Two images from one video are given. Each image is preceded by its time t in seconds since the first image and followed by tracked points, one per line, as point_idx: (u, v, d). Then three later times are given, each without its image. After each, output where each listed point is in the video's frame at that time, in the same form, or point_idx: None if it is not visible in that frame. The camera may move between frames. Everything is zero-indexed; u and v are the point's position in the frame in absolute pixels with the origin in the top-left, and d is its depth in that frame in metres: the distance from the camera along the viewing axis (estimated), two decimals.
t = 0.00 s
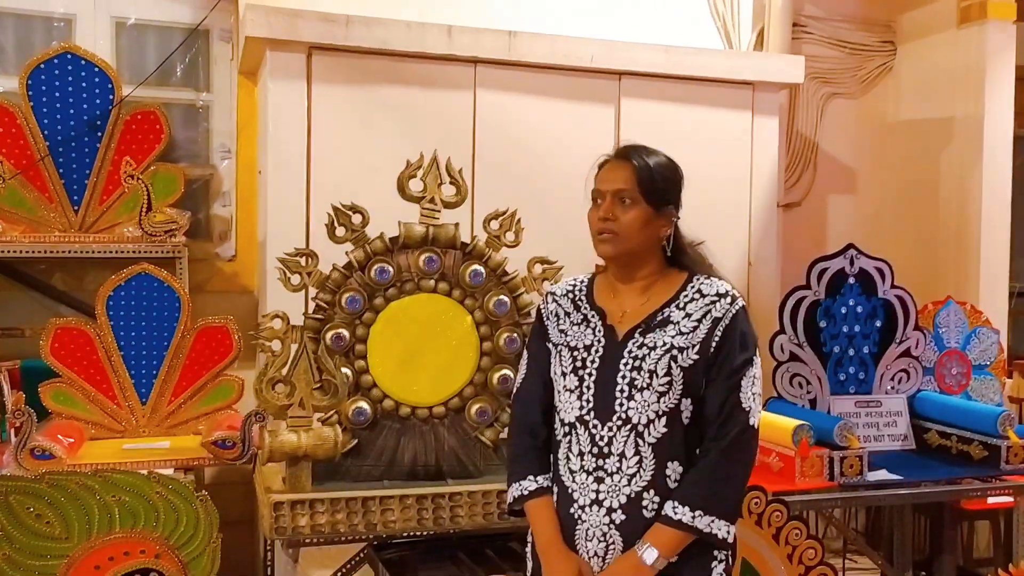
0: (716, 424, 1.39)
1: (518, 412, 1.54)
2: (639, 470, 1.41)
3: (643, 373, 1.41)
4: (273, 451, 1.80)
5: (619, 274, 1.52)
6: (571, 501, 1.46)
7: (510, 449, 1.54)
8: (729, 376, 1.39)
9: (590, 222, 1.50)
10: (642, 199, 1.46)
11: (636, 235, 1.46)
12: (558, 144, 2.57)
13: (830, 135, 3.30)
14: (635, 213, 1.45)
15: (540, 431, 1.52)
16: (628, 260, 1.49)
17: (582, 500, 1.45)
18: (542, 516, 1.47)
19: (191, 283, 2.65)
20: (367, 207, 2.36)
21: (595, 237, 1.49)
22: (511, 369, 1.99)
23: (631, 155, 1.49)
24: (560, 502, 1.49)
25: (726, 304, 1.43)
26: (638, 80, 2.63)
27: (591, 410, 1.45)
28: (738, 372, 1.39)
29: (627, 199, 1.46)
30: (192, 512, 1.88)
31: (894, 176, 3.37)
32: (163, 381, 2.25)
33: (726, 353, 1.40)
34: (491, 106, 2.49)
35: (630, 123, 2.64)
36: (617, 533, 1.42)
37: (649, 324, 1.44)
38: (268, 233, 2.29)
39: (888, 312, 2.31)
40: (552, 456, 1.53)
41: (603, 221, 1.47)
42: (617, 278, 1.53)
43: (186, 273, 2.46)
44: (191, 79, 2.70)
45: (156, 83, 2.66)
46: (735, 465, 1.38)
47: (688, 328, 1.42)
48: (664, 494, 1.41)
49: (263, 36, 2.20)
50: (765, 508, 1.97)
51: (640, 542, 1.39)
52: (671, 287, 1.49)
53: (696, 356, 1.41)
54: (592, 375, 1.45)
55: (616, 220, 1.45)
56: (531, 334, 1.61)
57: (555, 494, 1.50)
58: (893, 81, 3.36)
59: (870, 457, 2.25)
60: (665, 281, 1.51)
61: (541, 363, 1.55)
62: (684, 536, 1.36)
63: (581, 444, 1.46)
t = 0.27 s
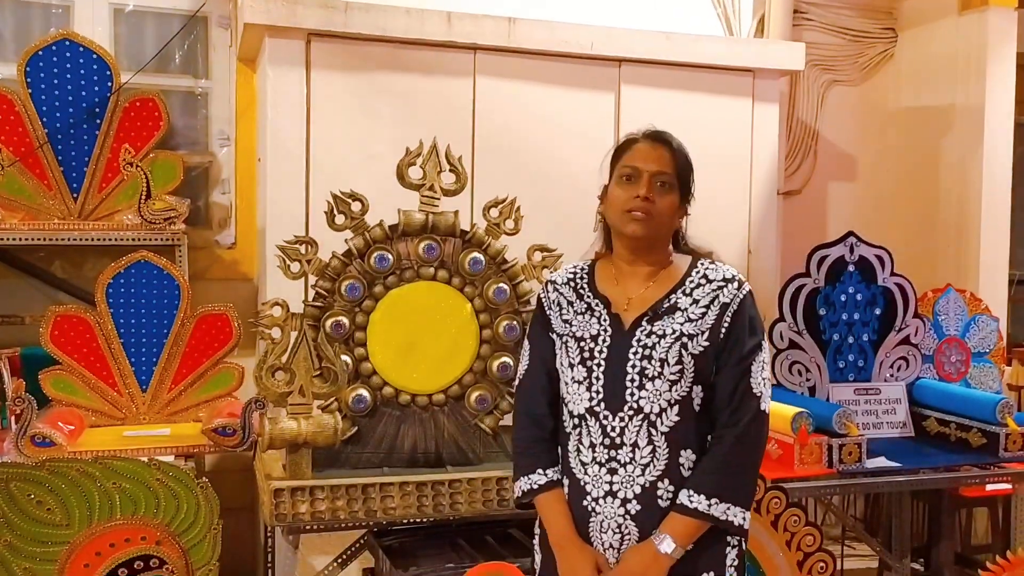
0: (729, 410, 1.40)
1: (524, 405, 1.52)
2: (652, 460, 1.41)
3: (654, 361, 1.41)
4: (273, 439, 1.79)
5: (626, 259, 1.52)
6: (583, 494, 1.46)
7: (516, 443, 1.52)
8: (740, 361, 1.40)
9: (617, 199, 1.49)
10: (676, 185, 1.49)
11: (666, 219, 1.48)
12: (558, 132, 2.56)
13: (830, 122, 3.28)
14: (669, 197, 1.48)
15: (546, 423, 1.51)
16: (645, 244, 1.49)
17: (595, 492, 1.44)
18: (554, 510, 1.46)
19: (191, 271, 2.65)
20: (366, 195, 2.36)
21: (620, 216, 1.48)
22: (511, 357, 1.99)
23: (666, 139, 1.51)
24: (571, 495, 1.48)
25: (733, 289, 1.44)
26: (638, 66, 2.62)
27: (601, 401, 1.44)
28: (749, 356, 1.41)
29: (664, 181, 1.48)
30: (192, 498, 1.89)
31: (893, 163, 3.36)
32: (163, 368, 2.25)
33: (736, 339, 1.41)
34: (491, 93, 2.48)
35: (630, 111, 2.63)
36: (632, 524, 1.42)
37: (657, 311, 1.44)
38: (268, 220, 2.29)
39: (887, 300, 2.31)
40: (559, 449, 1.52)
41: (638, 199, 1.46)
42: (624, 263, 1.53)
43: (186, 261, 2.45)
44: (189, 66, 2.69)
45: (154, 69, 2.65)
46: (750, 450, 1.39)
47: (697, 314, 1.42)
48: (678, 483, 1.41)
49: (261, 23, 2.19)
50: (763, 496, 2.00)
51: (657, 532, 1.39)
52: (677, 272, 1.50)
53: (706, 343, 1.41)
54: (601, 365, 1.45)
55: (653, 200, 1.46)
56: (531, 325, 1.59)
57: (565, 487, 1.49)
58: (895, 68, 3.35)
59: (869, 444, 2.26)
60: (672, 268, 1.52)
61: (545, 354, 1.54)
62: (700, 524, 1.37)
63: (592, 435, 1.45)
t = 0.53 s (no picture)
0: (751, 408, 1.42)
1: (537, 404, 1.47)
2: (676, 459, 1.40)
3: (679, 360, 1.40)
4: (274, 434, 1.80)
5: (640, 250, 1.51)
6: (603, 494, 1.43)
7: (528, 443, 1.47)
8: (761, 360, 1.43)
9: (633, 189, 1.49)
10: (693, 179, 1.49)
11: (681, 210, 1.48)
12: (559, 128, 2.56)
13: (831, 118, 3.28)
14: (686, 190, 1.48)
15: (560, 422, 1.47)
16: (660, 237, 1.49)
17: (617, 493, 1.42)
18: (574, 512, 1.42)
19: (191, 267, 2.65)
20: (367, 190, 2.36)
21: (635, 206, 1.48)
22: (511, 353, 1.99)
23: (684, 132, 1.52)
24: (587, 496, 1.45)
25: (750, 288, 1.46)
26: (639, 62, 2.61)
27: (623, 399, 1.42)
28: (767, 354, 1.44)
29: (680, 173, 1.48)
30: (193, 494, 1.89)
31: (895, 160, 3.35)
32: (163, 364, 2.26)
33: (756, 337, 1.43)
34: (492, 89, 2.48)
35: (630, 107, 2.63)
36: (656, 523, 1.41)
37: (676, 309, 1.44)
38: (268, 216, 2.29)
39: (887, 296, 2.31)
40: (571, 448, 1.48)
41: (655, 190, 1.46)
42: (636, 258, 1.52)
43: (187, 257, 2.45)
44: (190, 62, 2.69)
45: (155, 65, 2.65)
46: (772, 448, 1.41)
47: (718, 313, 1.43)
48: (701, 482, 1.41)
49: (261, 19, 2.19)
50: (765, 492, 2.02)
51: (683, 530, 1.40)
52: (690, 269, 1.51)
53: (728, 342, 1.42)
54: (622, 363, 1.42)
55: (669, 192, 1.47)
56: (536, 319, 1.53)
57: (582, 487, 1.46)
58: (896, 64, 3.34)
59: (868, 440, 2.26)
60: (682, 265, 1.52)
61: (556, 350, 1.48)
62: (726, 522, 1.38)
63: (612, 435, 1.42)
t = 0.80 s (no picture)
0: (764, 409, 1.42)
1: (548, 405, 1.43)
2: (692, 460, 1.39)
3: (695, 361, 1.39)
4: (273, 434, 1.80)
5: (649, 251, 1.50)
6: (617, 497, 1.41)
7: (538, 445, 1.43)
8: (774, 361, 1.43)
9: (643, 190, 1.48)
10: (702, 177, 1.50)
11: (692, 210, 1.47)
12: (558, 128, 2.56)
13: (831, 118, 3.29)
14: (696, 189, 1.48)
15: (571, 424, 1.44)
16: (671, 238, 1.48)
17: (632, 495, 1.40)
18: (588, 515, 1.40)
19: (190, 266, 2.65)
20: (367, 190, 2.36)
21: (646, 208, 1.47)
22: (510, 352, 1.99)
23: (691, 130, 1.52)
24: (600, 498, 1.43)
25: (762, 289, 1.46)
26: (639, 62, 2.61)
27: (638, 401, 1.39)
28: (778, 356, 1.44)
29: (690, 172, 1.48)
30: (192, 493, 1.89)
31: (896, 161, 3.35)
32: (162, 363, 2.26)
33: (769, 339, 1.44)
34: (491, 89, 2.48)
35: (630, 107, 2.63)
36: (671, 525, 1.40)
37: (690, 309, 1.43)
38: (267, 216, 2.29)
39: (887, 297, 2.32)
40: (582, 450, 1.45)
41: (665, 190, 1.46)
42: (645, 258, 1.50)
43: (186, 256, 2.45)
44: (190, 61, 2.68)
45: (155, 64, 2.64)
46: (785, 449, 1.42)
47: (731, 314, 1.43)
48: (715, 482, 1.41)
49: (261, 18, 2.19)
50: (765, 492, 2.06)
51: (698, 531, 1.39)
52: (699, 271, 1.50)
53: (742, 342, 1.41)
54: (637, 364, 1.40)
55: (681, 191, 1.46)
56: (543, 317, 1.49)
57: (594, 490, 1.43)
58: (896, 64, 3.34)
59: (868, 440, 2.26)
60: (690, 266, 1.51)
61: (567, 350, 1.44)
62: (741, 523, 1.38)
63: (627, 436, 1.40)
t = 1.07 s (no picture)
0: (769, 409, 1.40)
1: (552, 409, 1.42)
2: (697, 462, 1.38)
3: (699, 362, 1.37)
4: (272, 434, 1.80)
5: (652, 253, 1.47)
6: (623, 500, 1.39)
7: (543, 450, 1.41)
8: (778, 360, 1.41)
9: (651, 195, 1.44)
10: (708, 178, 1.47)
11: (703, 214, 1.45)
12: (558, 128, 2.56)
13: (831, 119, 3.28)
14: (703, 191, 1.45)
15: (575, 427, 1.42)
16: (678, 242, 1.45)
17: (638, 498, 1.38)
18: (593, 519, 1.38)
19: (190, 267, 2.65)
20: (366, 190, 2.36)
21: (658, 213, 1.43)
22: (510, 353, 1.99)
23: (691, 130, 1.48)
24: (605, 502, 1.41)
25: (765, 288, 1.43)
26: (639, 63, 2.61)
27: (643, 403, 1.38)
28: (783, 354, 1.42)
29: (697, 175, 1.45)
30: (192, 494, 1.89)
31: (896, 161, 3.36)
32: (162, 364, 2.26)
33: (773, 337, 1.41)
34: (491, 89, 2.48)
35: (630, 107, 2.63)
36: (678, 528, 1.38)
37: (693, 310, 1.40)
38: (267, 216, 2.29)
39: (887, 298, 2.31)
40: (587, 453, 1.44)
41: (676, 196, 1.42)
42: (649, 258, 1.47)
43: (186, 256, 2.45)
44: (190, 61, 2.68)
45: (155, 64, 2.65)
46: (791, 449, 1.40)
47: (735, 313, 1.40)
48: (721, 483, 1.40)
49: (261, 18, 2.19)
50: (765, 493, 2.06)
51: (705, 533, 1.38)
52: (702, 273, 1.46)
53: (746, 342, 1.39)
54: (641, 366, 1.38)
55: (692, 196, 1.43)
56: (546, 320, 1.47)
57: (599, 493, 1.42)
58: (896, 64, 3.34)
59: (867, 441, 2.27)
60: (696, 267, 1.47)
61: (571, 354, 1.43)
62: (748, 524, 1.36)
63: (632, 439, 1.38)
